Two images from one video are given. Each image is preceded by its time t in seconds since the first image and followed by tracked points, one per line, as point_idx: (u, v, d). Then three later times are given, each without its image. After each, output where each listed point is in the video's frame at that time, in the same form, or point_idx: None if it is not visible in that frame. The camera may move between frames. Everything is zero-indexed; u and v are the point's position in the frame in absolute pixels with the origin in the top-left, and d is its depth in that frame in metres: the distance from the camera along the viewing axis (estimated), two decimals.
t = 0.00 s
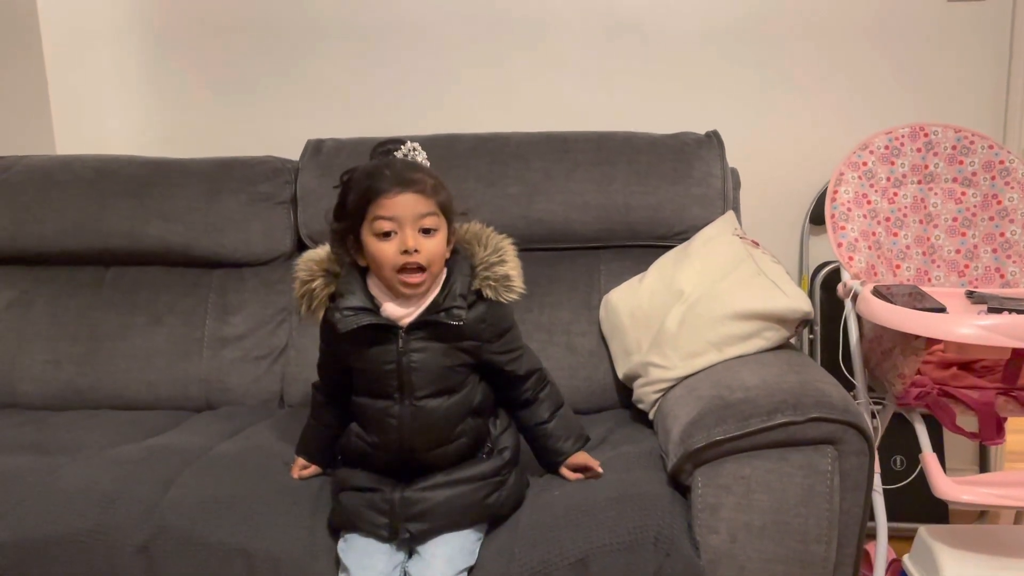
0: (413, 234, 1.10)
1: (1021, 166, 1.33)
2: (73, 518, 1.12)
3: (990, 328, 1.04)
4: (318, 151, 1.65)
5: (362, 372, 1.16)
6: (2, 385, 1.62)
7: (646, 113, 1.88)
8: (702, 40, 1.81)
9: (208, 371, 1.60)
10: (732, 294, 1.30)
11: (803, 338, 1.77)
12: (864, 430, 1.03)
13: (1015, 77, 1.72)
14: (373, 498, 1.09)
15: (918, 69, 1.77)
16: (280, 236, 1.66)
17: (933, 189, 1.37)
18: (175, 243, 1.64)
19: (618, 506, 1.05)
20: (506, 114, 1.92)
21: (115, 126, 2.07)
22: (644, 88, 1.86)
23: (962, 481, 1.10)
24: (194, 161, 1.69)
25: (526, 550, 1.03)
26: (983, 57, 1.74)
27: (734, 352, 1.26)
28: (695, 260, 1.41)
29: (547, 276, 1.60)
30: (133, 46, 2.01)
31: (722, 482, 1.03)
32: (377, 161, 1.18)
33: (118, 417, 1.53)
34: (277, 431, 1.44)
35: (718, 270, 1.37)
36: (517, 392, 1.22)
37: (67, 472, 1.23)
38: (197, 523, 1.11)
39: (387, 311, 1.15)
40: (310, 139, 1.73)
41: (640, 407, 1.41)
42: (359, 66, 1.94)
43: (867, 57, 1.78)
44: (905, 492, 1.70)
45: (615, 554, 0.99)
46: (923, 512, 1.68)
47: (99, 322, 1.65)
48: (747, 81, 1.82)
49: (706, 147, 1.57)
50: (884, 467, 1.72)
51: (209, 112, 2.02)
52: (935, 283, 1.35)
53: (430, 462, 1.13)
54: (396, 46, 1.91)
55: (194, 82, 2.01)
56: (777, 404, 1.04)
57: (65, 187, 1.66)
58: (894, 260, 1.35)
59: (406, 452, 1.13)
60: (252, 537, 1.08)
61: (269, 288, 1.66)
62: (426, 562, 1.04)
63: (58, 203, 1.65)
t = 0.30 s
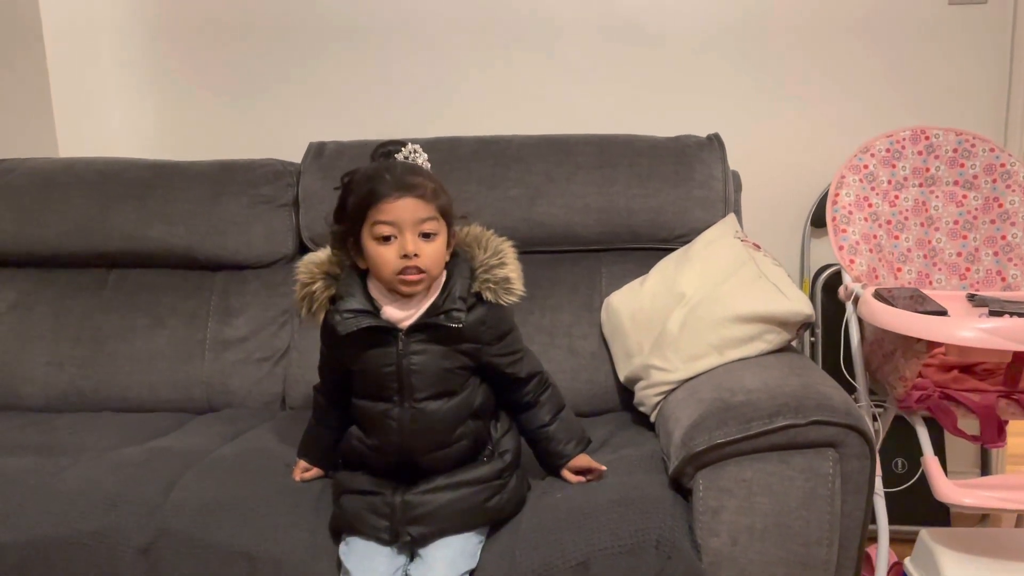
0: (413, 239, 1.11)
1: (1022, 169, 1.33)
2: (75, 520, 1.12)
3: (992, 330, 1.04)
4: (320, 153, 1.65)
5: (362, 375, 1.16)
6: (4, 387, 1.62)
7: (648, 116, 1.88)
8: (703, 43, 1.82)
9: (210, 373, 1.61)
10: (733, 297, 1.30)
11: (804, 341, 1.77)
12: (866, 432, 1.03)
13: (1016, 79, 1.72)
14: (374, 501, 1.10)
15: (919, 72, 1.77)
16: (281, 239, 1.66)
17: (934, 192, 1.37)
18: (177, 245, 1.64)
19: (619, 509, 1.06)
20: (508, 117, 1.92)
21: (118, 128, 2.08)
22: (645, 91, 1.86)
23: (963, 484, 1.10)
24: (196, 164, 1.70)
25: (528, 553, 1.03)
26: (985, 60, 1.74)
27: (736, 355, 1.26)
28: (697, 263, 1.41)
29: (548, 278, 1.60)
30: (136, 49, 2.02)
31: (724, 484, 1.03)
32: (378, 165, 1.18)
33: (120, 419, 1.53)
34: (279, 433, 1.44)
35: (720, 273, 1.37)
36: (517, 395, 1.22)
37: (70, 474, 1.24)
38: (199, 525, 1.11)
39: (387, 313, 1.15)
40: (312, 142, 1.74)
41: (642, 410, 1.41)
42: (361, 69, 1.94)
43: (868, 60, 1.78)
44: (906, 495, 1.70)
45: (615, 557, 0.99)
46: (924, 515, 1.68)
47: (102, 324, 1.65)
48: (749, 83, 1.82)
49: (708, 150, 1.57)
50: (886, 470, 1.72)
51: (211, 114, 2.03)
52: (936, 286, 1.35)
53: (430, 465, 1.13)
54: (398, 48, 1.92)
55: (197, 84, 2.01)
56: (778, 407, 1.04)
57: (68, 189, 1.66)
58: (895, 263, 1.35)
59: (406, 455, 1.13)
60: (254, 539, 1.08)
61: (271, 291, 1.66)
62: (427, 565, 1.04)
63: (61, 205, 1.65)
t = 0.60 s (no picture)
0: (413, 241, 1.11)
1: (1022, 171, 1.33)
2: (75, 522, 1.12)
3: (993, 333, 1.03)
4: (321, 156, 1.65)
5: (360, 376, 1.16)
6: (5, 389, 1.62)
7: (648, 119, 1.88)
8: (704, 45, 1.82)
9: (211, 375, 1.61)
10: (733, 300, 1.30)
11: (804, 343, 1.77)
12: (866, 435, 1.03)
13: (1016, 81, 1.72)
14: (373, 504, 1.10)
15: (919, 73, 1.77)
16: (282, 241, 1.66)
17: (934, 195, 1.38)
18: (178, 247, 1.64)
19: (619, 512, 1.06)
20: (508, 119, 1.92)
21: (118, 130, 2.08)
22: (646, 93, 1.86)
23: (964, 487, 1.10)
24: (197, 166, 1.70)
25: (527, 555, 1.03)
26: (985, 62, 1.74)
27: (736, 357, 1.26)
28: (697, 265, 1.41)
29: (548, 281, 1.60)
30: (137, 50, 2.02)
31: (724, 487, 1.03)
32: (378, 166, 1.19)
33: (120, 421, 1.53)
34: (280, 435, 1.44)
35: (720, 276, 1.38)
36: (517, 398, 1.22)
37: (70, 475, 1.24)
38: (199, 527, 1.11)
39: (386, 313, 1.16)
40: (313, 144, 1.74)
41: (642, 412, 1.41)
42: (362, 71, 1.94)
43: (868, 62, 1.78)
44: (906, 498, 1.70)
45: (615, 560, 0.99)
46: (924, 518, 1.68)
47: (102, 326, 1.65)
48: (749, 86, 1.82)
49: (708, 153, 1.58)
50: (886, 472, 1.72)
51: (212, 116, 2.03)
52: (936, 289, 1.35)
53: (429, 467, 1.13)
54: (398, 50, 1.92)
55: (198, 86, 2.02)
56: (778, 410, 1.04)
57: (69, 192, 1.66)
58: (895, 265, 1.35)
59: (404, 456, 1.13)
60: (253, 541, 1.08)
61: (271, 293, 1.67)
62: (427, 568, 1.04)
63: (63, 208, 1.65)
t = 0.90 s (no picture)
0: (413, 241, 1.11)
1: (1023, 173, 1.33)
2: (75, 524, 1.12)
3: (994, 335, 1.03)
4: (321, 157, 1.65)
5: (360, 375, 1.16)
6: (5, 390, 1.62)
7: (649, 120, 1.88)
8: (705, 47, 1.82)
9: (211, 376, 1.61)
10: (734, 301, 1.30)
11: (805, 344, 1.77)
12: (867, 436, 1.03)
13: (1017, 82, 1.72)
14: (373, 505, 1.09)
15: (921, 75, 1.77)
16: (282, 242, 1.66)
17: (935, 196, 1.37)
18: (179, 249, 1.64)
19: (620, 513, 1.05)
20: (509, 120, 1.92)
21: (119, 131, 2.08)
22: (647, 95, 1.86)
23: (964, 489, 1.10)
24: (197, 167, 1.70)
25: (528, 557, 1.03)
26: (986, 63, 1.74)
27: (736, 359, 1.26)
28: (698, 267, 1.41)
29: (549, 282, 1.60)
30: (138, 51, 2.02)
31: (725, 489, 1.03)
32: (379, 166, 1.19)
33: (120, 422, 1.53)
34: (279, 437, 1.44)
35: (721, 277, 1.37)
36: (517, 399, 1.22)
37: (70, 477, 1.24)
38: (199, 529, 1.11)
39: (385, 313, 1.16)
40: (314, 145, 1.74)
41: (642, 413, 1.41)
42: (363, 72, 1.94)
43: (869, 63, 1.78)
44: (907, 500, 1.69)
45: (616, 562, 0.99)
46: (925, 519, 1.68)
47: (102, 327, 1.65)
48: (750, 87, 1.82)
49: (709, 154, 1.57)
50: (887, 474, 1.72)
51: (213, 117, 2.03)
52: (937, 290, 1.35)
53: (429, 468, 1.13)
54: (400, 51, 1.92)
55: (199, 87, 2.02)
56: (779, 411, 1.04)
57: (70, 193, 1.66)
58: (896, 267, 1.35)
59: (404, 457, 1.13)
60: (253, 543, 1.08)
61: (272, 294, 1.66)
62: (427, 569, 1.04)
63: (63, 208, 1.65)
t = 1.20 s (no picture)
0: (414, 241, 1.11)
1: None
2: (76, 526, 1.12)
3: (994, 336, 1.03)
4: (321, 158, 1.65)
5: (360, 376, 1.16)
6: (5, 392, 1.62)
7: (649, 122, 1.88)
8: (705, 48, 1.82)
9: (211, 378, 1.61)
10: (735, 303, 1.30)
11: (806, 345, 1.77)
12: (867, 438, 1.03)
13: (1018, 83, 1.72)
14: (373, 506, 1.09)
15: (921, 75, 1.77)
16: (283, 243, 1.66)
17: (935, 198, 1.37)
18: (179, 250, 1.64)
19: (621, 515, 1.05)
20: (509, 122, 1.92)
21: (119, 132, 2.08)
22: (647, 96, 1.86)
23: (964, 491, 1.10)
24: (198, 168, 1.70)
25: (529, 559, 1.03)
26: (987, 64, 1.74)
27: (737, 361, 1.26)
28: (698, 268, 1.41)
29: (549, 283, 1.60)
30: (138, 52, 2.02)
31: (726, 491, 1.03)
32: (380, 167, 1.19)
33: (121, 424, 1.53)
34: (280, 438, 1.44)
35: (721, 279, 1.37)
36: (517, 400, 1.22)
37: (70, 478, 1.24)
38: (200, 530, 1.11)
39: (385, 313, 1.16)
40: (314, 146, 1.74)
41: (643, 415, 1.41)
42: (363, 73, 1.94)
43: (869, 64, 1.78)
44: (907, 501, 1.69)
45: (616, 563, 0.99)
46: (925, 521, 1.68)
47: (103, 329, 1.65)
48: (751, 88, 1.82)
49: (709, 155, 1.57)
50: (888, 475, 1.72)
51: (213, 119, 2.03)
52: (938, 291, 1.35)
53: (429, 469, 1.13)
54: (400, 52, 1.92)
55: (199, 88, 2.02)
56: (780, 412, 1.04)
57: (70, 194, 1.66)
58: (897, 268, 1.35)
59: (404, 457, 1.13)
60: (254, 544, 1.08)
61: (272, 295, 1.66)
62: (428, 571, 1.04)
63: (63, 209, 1.65)
